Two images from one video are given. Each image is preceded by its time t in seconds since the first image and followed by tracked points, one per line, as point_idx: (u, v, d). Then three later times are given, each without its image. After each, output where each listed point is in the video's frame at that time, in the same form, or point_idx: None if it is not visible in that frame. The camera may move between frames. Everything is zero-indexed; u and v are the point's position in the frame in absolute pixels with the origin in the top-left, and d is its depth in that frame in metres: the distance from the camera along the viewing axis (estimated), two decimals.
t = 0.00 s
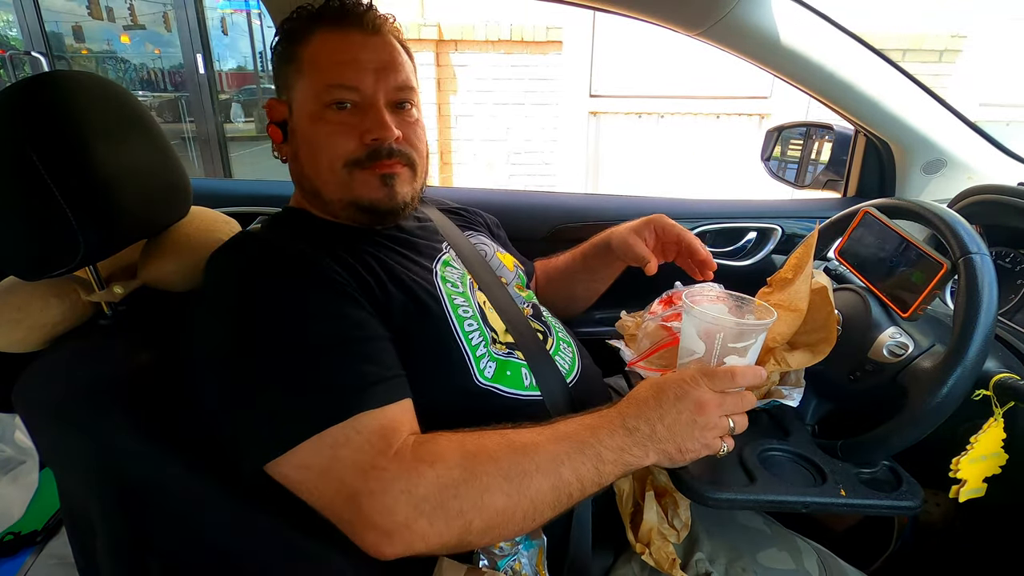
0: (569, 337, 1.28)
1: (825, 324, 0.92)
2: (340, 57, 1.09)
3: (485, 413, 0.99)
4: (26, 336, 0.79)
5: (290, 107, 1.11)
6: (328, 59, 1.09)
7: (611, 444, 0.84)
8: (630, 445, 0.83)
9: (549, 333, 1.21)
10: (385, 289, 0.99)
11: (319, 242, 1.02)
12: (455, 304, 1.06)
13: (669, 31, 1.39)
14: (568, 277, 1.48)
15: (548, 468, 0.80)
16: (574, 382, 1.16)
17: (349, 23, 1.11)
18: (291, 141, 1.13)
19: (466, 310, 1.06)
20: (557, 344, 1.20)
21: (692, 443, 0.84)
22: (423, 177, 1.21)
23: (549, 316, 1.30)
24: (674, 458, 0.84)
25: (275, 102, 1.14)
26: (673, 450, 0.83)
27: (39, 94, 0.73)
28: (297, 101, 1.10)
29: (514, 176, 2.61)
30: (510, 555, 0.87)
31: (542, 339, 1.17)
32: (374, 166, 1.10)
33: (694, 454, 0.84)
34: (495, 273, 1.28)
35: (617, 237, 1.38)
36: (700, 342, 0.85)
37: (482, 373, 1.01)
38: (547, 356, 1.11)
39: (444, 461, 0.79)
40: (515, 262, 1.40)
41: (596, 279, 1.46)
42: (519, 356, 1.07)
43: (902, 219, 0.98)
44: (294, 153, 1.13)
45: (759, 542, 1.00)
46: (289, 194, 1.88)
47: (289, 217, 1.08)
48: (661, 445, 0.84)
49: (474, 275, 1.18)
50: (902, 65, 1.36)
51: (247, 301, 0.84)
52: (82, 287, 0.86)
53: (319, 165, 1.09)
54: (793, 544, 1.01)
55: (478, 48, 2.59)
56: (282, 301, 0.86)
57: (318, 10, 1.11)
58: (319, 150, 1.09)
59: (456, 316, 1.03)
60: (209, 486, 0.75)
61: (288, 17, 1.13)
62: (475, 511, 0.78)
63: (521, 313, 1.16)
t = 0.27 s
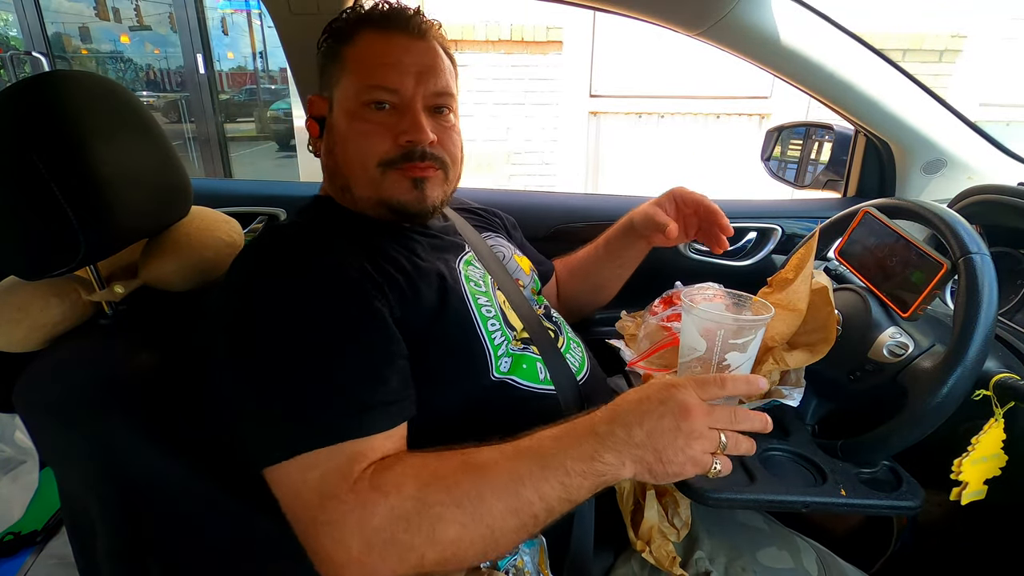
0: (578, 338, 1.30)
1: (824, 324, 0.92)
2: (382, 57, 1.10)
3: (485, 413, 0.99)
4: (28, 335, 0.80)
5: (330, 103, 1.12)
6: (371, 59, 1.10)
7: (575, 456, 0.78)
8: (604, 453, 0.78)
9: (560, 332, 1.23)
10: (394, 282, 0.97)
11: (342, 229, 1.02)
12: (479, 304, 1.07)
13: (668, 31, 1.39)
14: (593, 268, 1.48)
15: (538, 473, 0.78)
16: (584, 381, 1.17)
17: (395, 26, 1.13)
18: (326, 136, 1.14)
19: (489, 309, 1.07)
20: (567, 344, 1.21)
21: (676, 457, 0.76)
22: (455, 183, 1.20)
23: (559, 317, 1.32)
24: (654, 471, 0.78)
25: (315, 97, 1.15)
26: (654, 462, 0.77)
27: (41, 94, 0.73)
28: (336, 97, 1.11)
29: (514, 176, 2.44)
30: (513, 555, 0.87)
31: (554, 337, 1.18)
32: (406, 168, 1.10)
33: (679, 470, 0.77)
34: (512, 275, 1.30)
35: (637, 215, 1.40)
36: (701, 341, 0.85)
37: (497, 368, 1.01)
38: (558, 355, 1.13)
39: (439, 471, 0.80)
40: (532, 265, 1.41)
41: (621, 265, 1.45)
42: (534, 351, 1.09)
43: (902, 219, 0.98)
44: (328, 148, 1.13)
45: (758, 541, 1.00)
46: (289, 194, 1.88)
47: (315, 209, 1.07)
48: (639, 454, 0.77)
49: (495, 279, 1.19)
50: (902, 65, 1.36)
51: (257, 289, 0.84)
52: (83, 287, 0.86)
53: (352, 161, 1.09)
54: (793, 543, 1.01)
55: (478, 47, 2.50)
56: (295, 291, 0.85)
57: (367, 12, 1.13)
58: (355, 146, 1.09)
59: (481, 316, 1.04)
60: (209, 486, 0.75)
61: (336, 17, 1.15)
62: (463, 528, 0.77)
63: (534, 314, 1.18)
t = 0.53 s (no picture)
0: (593, 343, 1.29)
1: (824, 324, 0.92)
2: (412, 50, 1.10)
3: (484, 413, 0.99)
4: (29, 334, 0.80)
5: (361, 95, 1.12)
6: (401, 51, 1.10)
7: (455, 497, 0.74)
8: (494, 499, 0.73)
9: (573, 335, 1.22)
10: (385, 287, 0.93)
11: (360, 223, 1.02)
12: (487, 302, 1.05)
13: (669, 31, 1.39)
14: (603, 265, 1.48)
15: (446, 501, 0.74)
16: (593, 385, 1.16)
17: (427, 19, 1.12)
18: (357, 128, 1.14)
19: (494, 309, 1.05)
20: (580, 347, 1.20)
21: (577, 516, 0.72)
22: (480, 178, 1.19)
23: (575, 320, 1.31)
24: (553, 524, 0.73)
25: (348, 88, 1.16)
26: (553, 516, 0.73)
27: (42, 93, 0.73)
28: (368, 89, 1.12)
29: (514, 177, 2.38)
30: (510, 554, 0.83)
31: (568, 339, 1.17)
32: (432, 160, 1.10)
33: (580, 529, 0.73)
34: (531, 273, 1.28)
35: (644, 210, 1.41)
36: (701, 341, 0.85)
37: (506, 364, 1.00)
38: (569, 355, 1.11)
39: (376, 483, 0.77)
40: (554, 267, 1.40)
41: (630, 262, 1.46)
42: (543, 351, 1.08)
43: (902, 218, 0.98)
44: (358, 140, 1.14)
45: (757, 542, 1.00)
46: (289, 193, 1.88)
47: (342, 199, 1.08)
48: (535, 502, 0.73)
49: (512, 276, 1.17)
50: (902, 65, 1.36)
51: (259, 286, 0.83)
52: (86, 285, 0.86)
53: (380, 153, 1.09)
54: (789, 542, 1.01)
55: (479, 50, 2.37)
56: (299, 292, 0.84)
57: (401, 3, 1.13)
58: (383, 139, 1.09)
59: (485, 313, 1.02)
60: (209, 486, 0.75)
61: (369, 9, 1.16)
62: (368, 553, 0.74)
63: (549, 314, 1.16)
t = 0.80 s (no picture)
0: (579, 338, 1.31)
1: (824, 324, 0.92)
2: (385, 60, 1.10)
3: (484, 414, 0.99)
4: (28, 335, 0.80)
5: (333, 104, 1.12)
6: (374, 61, 1.10)
7: (442, 448, 0.75)
8: (488, 440, 0.73)
9: (557, 333, 1.24)
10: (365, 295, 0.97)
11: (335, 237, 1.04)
12: (462, 306, 1.06)
13: (669, 31, 1.39)
14: (585, 266, 1.48)
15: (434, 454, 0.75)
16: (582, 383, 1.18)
17: (401, 30, 1.13)
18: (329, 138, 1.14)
19: (471, 311, 1.06)
20: (565, 346, 1.22)
21: (573, 451, 0.72)
22: (451, 186, 1.19)
23: (559, 317, 1.33)
24: (546, 459, 0.73)
25: (318, 97, 1.15)
26: (548, 449, 0.73)
27: (42, 94, 0.73)
28: (339, 99, 1.11)
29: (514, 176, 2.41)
30: (507, 556, 0.83)
31: (551, 340, 1.20)
32: (404, 169, 1.10)
33: (574, 466, 0.73)
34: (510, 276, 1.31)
35: (619, 209, 1.41)
36: (702, 341, 0.85)
37: (487, 370, 1.02)
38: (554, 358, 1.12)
39: (357, 462, 0.77)
40: (534, 266, 1.42)
41: (611, 260, 1.46)
42: (525, 355, 1.09)
43: (902, 218, 0.98)
44: (330, 150, 1.13)
45: (759, 543, 1.00)
46: (289, 194, 1.88)
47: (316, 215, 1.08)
48: (531, 436, 0.73)
49: (487, 279, 1.19)
50: (902, 65, 1.36)
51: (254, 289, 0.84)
52: (83, 287, 0.85)
53: (351, 165, 1.09)
54: (792, 544, 1.01)
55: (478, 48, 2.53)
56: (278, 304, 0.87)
57: (373, 14, 1.13)
58: (355, 149, 1.09)
59: (461, 318, 1.04)
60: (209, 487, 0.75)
61: (342, 19, 1.16)
62: (374, 532, 0.75)
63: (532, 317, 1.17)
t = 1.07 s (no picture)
0: (566, 337, 1.29)
1: (824, 324, 0.92)
2: (357, 61, 1.10)
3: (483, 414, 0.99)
4: (27, 336, 0.80)
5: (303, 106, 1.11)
6: (346, 62, 1.09)
7: (389, 450, 0.68)
8: (433, 437, 0.68)
9: (544, 333, 1.22)
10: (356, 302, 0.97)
11: (317, 245, 1.04)
12: (439, 309, 1.05)
13: (668, 31, 1.39)
14: (566, 265, 1.47)
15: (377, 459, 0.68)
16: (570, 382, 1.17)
17: (372, 31, 1.12)
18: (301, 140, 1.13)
19: (448, 314, 1.06)
20: (552, 345, 1.20)
21: (526, 450, 0.66)
22: (427, 187, 1.19)
23: (547, 315, 1.31)
24: (495, 459, 0.68)
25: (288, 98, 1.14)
26: (497, 448, 0.67)
27: (41, 94, 0.74)
28: (310, 100, 1.10)
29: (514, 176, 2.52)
30: (506, 558, 0.83)
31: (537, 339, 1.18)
32: (379, 170, 1.09)
33: (526, 467, 0.68)
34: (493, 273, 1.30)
35: (599, 210, 1.41)
36: (701, 341, 0.85)
37: (473, 374, 1.01)
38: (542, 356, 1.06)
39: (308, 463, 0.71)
40: (516, 262, 1.41)
41: (593, 259, 1.45)
42: (510, 357, 1.07)
43: (902, 218, 0.98)
44: (302, 153, 1.13)
45: (760, 543, 1.00)
46: (289, 194, 1.88)
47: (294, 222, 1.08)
48: (480, 434, 0.68)
49: (467, 279, 1.17)
50: (902, 65, 1.36)
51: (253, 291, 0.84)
52: (82, 287, 0.85)
53: (325, 167, 1.09)
54: (794, 544, 1.01)
55: (478, 47, 2.66)
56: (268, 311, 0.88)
57: (342, 15, 1.12)
58: (328, 150, 1.08)
59: (439, 321, 1.03)
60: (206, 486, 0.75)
61: (310, 18, 1.14)
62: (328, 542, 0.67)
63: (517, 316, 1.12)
